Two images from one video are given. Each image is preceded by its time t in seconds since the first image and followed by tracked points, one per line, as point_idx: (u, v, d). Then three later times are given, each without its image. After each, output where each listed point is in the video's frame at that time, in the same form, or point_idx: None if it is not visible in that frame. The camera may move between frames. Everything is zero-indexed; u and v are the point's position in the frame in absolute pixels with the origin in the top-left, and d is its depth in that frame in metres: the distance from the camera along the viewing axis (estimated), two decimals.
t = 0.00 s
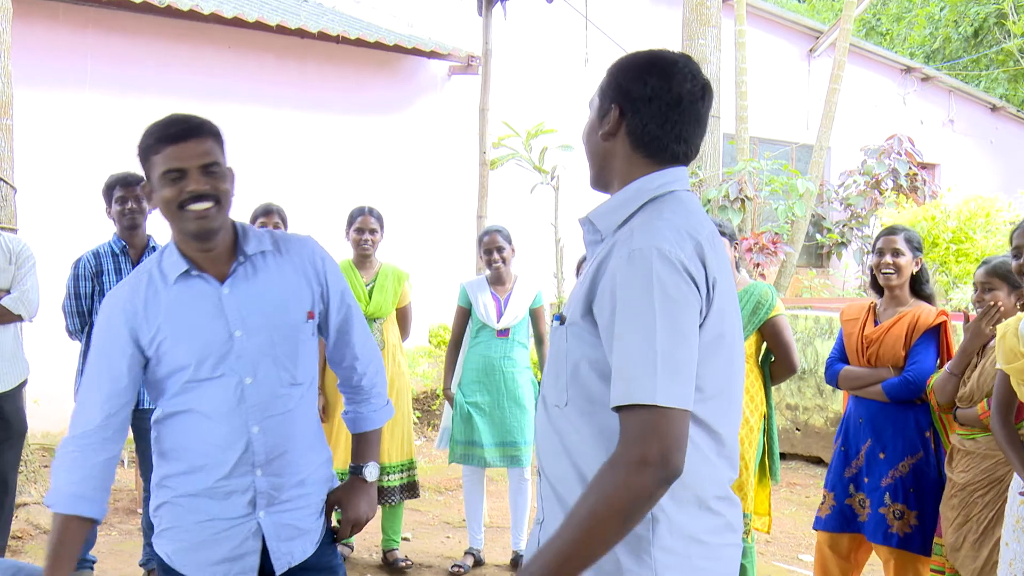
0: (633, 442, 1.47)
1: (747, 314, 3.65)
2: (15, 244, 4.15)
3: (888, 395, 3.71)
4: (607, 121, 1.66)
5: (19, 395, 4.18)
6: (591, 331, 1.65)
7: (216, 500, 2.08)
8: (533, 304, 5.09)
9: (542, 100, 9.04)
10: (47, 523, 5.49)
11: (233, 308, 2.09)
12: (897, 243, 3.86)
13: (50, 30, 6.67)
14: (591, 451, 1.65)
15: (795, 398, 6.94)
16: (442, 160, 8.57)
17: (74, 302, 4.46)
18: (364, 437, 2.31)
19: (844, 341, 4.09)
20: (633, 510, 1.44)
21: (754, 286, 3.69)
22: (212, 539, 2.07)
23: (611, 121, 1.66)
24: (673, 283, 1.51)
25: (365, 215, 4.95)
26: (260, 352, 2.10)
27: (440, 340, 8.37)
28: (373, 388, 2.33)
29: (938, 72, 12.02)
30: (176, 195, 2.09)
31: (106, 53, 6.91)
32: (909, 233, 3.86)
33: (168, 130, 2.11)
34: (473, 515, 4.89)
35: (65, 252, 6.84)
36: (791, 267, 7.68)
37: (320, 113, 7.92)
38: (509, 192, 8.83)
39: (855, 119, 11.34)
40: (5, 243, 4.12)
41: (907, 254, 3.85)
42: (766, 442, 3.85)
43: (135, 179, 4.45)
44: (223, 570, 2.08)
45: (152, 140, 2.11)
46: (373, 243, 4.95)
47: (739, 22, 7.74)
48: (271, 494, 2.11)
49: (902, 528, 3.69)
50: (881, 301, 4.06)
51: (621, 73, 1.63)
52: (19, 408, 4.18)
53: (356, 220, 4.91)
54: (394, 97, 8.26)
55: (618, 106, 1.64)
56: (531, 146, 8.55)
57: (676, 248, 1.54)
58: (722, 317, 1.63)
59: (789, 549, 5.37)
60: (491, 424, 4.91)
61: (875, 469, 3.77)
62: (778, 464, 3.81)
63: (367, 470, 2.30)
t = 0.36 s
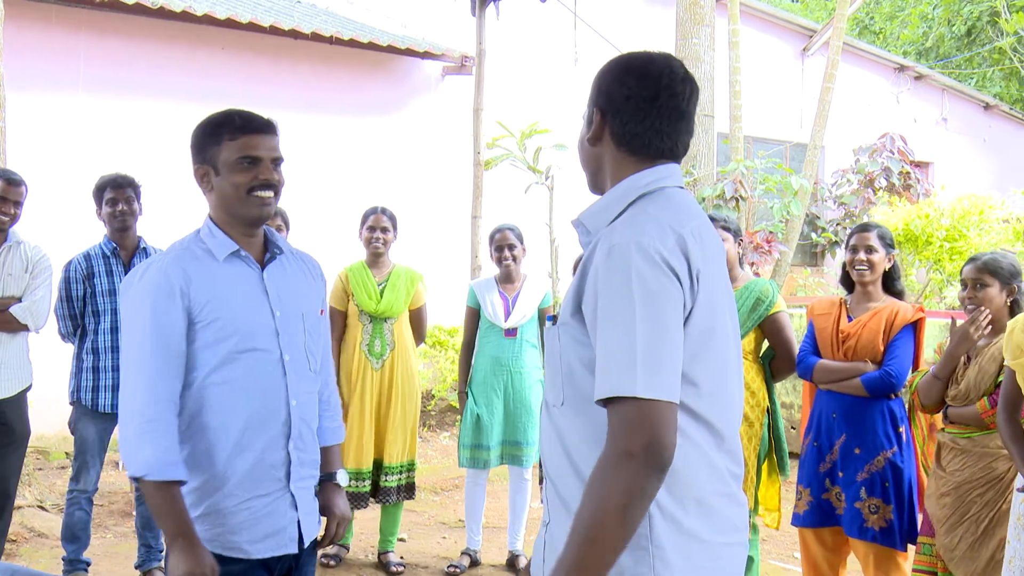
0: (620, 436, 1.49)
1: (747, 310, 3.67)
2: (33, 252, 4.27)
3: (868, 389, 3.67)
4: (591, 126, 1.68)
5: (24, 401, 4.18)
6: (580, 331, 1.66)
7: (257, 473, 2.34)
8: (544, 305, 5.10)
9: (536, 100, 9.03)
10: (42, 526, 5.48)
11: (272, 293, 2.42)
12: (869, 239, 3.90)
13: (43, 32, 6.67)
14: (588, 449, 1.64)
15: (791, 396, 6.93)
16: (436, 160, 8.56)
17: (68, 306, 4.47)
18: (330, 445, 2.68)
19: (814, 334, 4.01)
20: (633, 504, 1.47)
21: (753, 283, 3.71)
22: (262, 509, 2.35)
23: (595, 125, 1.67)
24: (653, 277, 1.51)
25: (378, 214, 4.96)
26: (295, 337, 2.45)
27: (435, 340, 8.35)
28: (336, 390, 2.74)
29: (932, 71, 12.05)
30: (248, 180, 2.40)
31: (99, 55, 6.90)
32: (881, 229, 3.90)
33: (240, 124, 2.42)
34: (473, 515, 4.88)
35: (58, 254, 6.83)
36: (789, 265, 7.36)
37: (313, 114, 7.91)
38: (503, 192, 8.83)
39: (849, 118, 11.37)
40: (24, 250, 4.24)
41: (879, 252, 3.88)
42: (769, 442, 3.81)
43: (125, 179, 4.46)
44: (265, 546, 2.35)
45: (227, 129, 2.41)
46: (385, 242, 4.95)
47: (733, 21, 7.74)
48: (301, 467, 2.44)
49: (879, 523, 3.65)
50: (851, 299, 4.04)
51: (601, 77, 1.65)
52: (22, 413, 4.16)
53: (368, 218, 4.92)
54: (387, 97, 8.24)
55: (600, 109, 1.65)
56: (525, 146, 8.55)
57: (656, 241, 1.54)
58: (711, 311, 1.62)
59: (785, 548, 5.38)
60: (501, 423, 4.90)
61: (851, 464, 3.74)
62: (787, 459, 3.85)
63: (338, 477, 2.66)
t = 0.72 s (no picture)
0: (637, 426, 1.47)
1: (744, 310, 3.72)
2: (30, 253, 4.25)
3: (851, 396, 3.66)
4: (571, 130, 1.68)
5: (14, 403, 4.15)
6: (576, 329, 1.66)
7: (264, 460, 2.37)
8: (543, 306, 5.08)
9: (528, 99, 9.03)
10: (32, 527, 5.47)
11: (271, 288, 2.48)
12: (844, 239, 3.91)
13: (33, 32, 6.65)
14: (591, 447, 1.63)
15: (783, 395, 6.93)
16: (428, 159, 8.55)
17: (58, 308, 4.47)
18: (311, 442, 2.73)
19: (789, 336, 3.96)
20: (666, 492, 1.46)
21: (750, 281, 3.77)
22: (270, 496, 2.38)
23: (575, 130, 1.68)
24: (651, 269, 1.52)
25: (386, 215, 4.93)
26: (291, 331, 2.51)
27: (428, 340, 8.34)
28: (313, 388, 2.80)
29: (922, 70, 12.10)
30: (250, 181, 2.44)
31: (89, 54, 6.89)
32: (856, 228, 3.91)
33: (241, 128, 2.45)
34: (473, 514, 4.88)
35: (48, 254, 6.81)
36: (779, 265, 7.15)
37: (304, 113, 7.90)
38: (494, 192, 8.83)
39: (840, 117, 11.41)
40: (20, 252, 4.22)
41: (854, 251, 3.90)
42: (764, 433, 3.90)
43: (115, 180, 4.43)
44: (273, 531, 2.39)
45: (228, 133, 2.44)
46: (392, 245, 4.93)
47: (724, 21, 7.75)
48: (298, 455, 2.49)
49: (857, 522, 3.66)
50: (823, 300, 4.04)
51: (579, 82, 1.65)
52: (14, 414, 4.15)
53: (377, 220, 4.90)
54: (379, 97, 8.23)
55: (579, 112, 1.65)
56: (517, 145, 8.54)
57: (648, 235, 1.55)
58: (704, 303, 1.63)
59: (777, 546, 5.39)
60: (500, 419, 4.91)
61: (832, 464, 3.76)
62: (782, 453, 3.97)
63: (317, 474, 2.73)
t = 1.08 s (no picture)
0: (632, 420, 1.47)
1: (736, 306, 3.75)
2: (16, 241, 4.29)
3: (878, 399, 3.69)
4: (554, 128, 1.68)
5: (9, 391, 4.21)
6: (572, 326, 1.65)
7: (253, 449, 2.37)
8: (527, 298, 5.05)
9: (524, 94, 9.02)
10: (27, 520, 5.46)
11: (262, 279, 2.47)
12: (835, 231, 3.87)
13: (30, 25, 6.63)
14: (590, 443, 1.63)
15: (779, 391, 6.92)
16: (424, 154, 8.54)
17: (62, 299, 4.45)
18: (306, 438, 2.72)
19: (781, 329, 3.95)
20: (643, 485, 1.45)
21: (742, 275, 3.77)
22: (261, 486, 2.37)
23: (558, 127, 1.67)
24: (645, 263, 1.52)
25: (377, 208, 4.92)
26: (282, 321, 2.51)
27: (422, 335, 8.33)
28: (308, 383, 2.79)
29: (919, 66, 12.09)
30: (240, 176, 2.44)
31: (85, 48, 6.87)
32: (847, 220, 3.88)
33: (230, 122, 2.46)
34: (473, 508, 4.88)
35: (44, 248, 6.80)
36: (776, 260, 7.11)
37: (301, 107, 7.88)
38: (491, 186, 8.82)
39: (836, 113, 11.42)
40: (7, 239, 4.26)
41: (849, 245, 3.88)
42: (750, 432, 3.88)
43: (127, 180, 4.42)
44: (262, 519, 2.41)
45: (219, 128, 2.45)
46: (384, 237, 4.95)
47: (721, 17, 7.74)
48: (288, 445, 2.48)
49: (848, 514, 3.70)
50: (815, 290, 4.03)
51: (558, 79, 1.65)
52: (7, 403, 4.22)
53: (367, 213, 4.88)
54: (375, 91, 8.22)
55: (561, 110, 1.65)
56: (514, 140, 8.53)
57: (644, 228, 1.55)
58: (698, 296, 1.63)
59: (772, 541, 5.41)
60: (483, 415, 4.93)
61: (823, 457, 3.78)
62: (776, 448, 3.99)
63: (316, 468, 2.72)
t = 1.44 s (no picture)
0: (651, 440, 1.41)
1: (722, 303, 3.70)
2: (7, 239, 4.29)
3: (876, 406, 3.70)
4: (546, 120, 1.64)
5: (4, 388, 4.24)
6: (573, 338, 1.57)
7: (236, 448, 2.36)
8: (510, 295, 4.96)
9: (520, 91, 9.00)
10: (22, 518, 5.44)
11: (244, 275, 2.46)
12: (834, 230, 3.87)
13: (25, 22, 6.60)
14: (591, 449, 1.58)
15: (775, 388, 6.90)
16: (420, 151, 8.52)
17: (51, 295, 4.43)
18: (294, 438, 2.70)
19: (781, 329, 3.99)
20: (678, 503, 1.40)
21: (730, 270, 3.74)
22: (240, 485, 2.36)
23: (552, 120, 1.64)
24: (659, 276, 1.45)
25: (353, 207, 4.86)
26: (265, 317, 2.50)
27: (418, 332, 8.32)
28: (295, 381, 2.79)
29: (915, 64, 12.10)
30: (239, 174, 2.42)
31: (81, 44, 6.84)
32: (849, 220, 3.87)
33: (239, 120, 2.44)
34: (468, 507, 4.88)
35: (39, 245, 6.77)
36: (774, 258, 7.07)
37: (297, 104, 7.86)
38: (487, 183, 8.81)
39: (832, 111, 11.42)
40: None
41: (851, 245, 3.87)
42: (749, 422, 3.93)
43: (120, 178, 4.37)
44: (246, 517, 2.38)
45: (228, 124, 2.43)
46: (367, 234, 4.90)
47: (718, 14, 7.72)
48: (273, 442, 2.47)
49: (846, 514, 3.68)
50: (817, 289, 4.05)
51: (553, 70, 1.62)
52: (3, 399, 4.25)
53: (344, 212, 4.85)
54: (371, 88, 8.20)
55: (556, 103, 1.62)
56: (510, 137, 8.50)
57: (655, 240, 1.48)
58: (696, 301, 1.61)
59: (767, 539, 5.41)
60: (472, 415, 4.91)
61: (820, 457, 3.77)
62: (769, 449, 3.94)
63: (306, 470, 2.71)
